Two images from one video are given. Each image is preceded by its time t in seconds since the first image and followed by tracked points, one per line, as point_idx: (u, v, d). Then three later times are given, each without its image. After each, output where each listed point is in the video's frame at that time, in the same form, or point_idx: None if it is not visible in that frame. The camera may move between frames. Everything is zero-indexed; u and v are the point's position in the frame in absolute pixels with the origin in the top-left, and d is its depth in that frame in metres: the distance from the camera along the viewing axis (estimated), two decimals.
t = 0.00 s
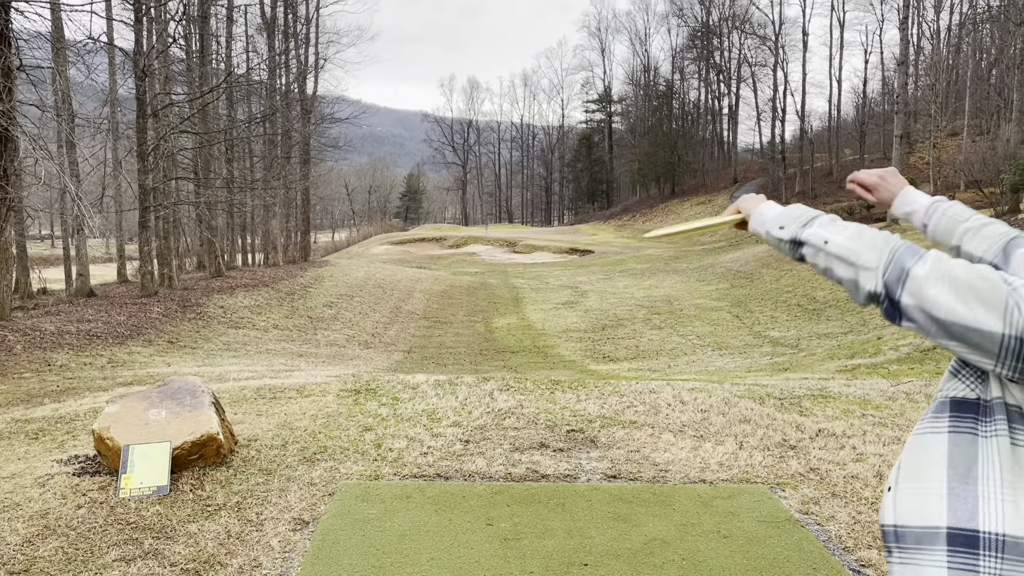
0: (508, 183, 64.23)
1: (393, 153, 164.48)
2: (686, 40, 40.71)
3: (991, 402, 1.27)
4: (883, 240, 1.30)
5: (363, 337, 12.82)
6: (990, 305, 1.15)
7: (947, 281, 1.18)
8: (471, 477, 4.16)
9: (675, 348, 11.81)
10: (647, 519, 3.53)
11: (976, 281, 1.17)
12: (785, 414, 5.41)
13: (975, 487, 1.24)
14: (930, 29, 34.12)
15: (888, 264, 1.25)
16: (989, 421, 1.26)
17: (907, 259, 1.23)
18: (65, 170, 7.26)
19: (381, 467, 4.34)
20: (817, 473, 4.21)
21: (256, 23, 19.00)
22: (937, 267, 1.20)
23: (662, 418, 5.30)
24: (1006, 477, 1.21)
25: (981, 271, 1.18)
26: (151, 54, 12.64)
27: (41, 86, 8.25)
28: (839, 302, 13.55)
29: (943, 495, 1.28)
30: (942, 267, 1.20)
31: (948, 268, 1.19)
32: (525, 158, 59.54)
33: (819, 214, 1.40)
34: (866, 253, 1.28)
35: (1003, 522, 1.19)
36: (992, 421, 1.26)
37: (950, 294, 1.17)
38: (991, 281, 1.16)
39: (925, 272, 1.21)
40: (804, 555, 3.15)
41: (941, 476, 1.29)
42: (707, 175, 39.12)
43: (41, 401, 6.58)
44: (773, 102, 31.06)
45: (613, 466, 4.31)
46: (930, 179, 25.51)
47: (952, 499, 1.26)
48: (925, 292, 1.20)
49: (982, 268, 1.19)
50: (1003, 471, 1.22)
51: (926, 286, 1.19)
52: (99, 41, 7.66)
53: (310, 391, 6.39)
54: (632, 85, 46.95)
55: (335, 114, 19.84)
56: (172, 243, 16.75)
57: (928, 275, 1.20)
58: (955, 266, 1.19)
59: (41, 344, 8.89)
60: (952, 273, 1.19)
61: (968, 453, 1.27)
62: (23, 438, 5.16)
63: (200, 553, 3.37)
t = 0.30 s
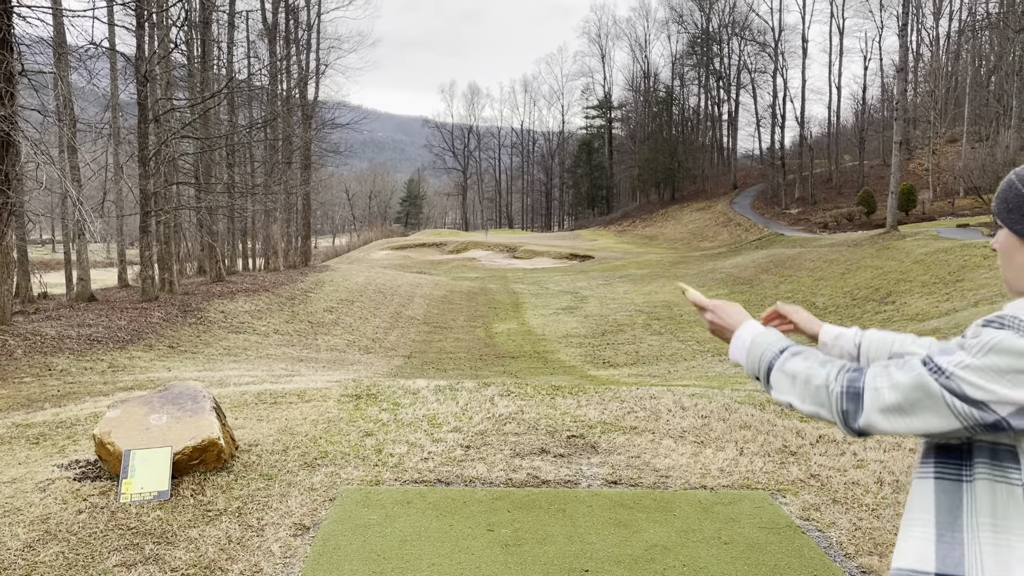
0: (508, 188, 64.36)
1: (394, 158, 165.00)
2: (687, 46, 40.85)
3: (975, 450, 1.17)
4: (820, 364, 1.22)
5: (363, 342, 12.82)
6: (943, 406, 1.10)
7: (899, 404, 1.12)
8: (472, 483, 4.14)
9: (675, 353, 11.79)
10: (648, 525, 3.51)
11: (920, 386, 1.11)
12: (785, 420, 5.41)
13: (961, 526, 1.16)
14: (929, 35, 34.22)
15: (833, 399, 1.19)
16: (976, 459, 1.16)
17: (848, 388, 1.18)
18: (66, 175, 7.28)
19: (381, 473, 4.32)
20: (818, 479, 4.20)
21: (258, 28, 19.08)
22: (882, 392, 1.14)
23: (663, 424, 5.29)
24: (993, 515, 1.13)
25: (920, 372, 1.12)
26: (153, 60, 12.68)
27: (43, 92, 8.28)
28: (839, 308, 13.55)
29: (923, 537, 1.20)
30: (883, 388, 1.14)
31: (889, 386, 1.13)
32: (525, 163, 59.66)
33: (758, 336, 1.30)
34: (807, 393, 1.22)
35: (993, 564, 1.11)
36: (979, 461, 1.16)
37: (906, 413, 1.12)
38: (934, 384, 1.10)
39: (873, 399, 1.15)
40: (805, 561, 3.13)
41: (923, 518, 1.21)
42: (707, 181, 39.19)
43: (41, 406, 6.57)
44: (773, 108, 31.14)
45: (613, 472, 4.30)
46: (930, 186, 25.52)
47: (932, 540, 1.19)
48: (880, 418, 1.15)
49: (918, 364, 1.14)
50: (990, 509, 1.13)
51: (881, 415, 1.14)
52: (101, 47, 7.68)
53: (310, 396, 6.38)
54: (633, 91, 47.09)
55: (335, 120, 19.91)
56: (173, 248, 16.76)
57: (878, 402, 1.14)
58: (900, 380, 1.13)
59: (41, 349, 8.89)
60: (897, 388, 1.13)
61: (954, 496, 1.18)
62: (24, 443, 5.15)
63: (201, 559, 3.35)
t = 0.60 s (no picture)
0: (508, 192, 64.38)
1: (394, 161, 165.24)
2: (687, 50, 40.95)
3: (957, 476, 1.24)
4: (839, 451, 1.37)
5: (363, 345, 12.80)
6: (937, 461, 1.18)
7: (903, 475, 1.22)
8: (472, 486, 4.14)
9: (676, 357, 11.79)
10: (649, 529, 3.51)
11: (911, 451, 1.21)
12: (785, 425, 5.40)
13: (947, 542, 1.27)
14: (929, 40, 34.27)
15: (856, 483, 1.32)
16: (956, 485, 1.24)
17: (863, 469, 1.30)
18: (66, 178, 7.29)
19: (382, 476, 4.32)
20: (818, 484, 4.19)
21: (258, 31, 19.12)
22: (886, 466, 1.25)
23: (664, 428, 5.29)
24: (966, 532, 1.22)
25: (907, 435, 1.22)
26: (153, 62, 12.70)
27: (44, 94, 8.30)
28: (839, 312, 13.54)
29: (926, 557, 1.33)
30: (887, 464, 1.25)
31: (889, 460, 1.24)
32: (525, 167, 59.70)
33: (791, 432, 1.49)
34: (834, 479, 1.37)
35: None
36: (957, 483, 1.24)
37: (915, 482, 1.21)
38: (919, 441, 1.20)
39: (884, 476, 1.26)
40: (806, 566, 3.12)
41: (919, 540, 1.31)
42: (707, 185, 39.23)
43: (40, 408, 6.56)
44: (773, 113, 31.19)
45: (614, 476, 4.29)
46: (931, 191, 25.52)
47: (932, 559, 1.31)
48: (894, 490, 1.24)
49: (902, 428, 1.24)
50: (964, 526, 1.23)
51: (894, 490, 1.24)
52: (102, 49, 7.69)
53: (310, 399, 6.37)
54: (633, 95, 47.14)
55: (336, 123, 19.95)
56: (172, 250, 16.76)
57: (888, 478, 1.25)
58: (896, 448, 1.24)
59: (41, 351, 8.88)
60: (897, 457, 1.23)
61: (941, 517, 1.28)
62: (24, 445, 5.14)
63: (200, 562, 3.34)
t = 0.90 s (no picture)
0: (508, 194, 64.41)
1: (395, 163, 165.37)
2: (687, 53, 41.01)
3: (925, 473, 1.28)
4: (827, 462, 1.43)
5: (362, 347, 12.80)
6: (909, 464, 1.25)
7: (884, 482, 1.28)
8: (472, 488, 4.13)
9: (675, 360, 11.79)
10: (649, 531, 3.50)
11: (886, 457, 1.27)
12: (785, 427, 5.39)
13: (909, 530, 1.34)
14: (929, 42, 34.31)
15: (843, 493, 1.38)
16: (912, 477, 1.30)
17: (847, 479, 1.37)
18: (66, 178, 7.31)
19: (381, 477, 4.32)
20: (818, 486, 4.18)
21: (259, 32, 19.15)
22: (868, 476, 1.32)
23: (664, 430, 5.29)
24: (920, 520, 1.29)
25: (879, 441, 1.29)
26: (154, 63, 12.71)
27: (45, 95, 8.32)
28: (839, 315, 13.56)
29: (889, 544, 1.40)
30: (869, 471, 1.32)
31: (870, 469, 1.31)
32: (524, 169, 59.79)
33: (786, 441, 1.57)
34: (826, 490, 1.43)
35: (921, 562, 1.28)
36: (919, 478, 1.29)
37: (896, 488, 1.28)
38: (890, 446, 1.26)
39: (867, 484, 1.32)
40: (806, 569, 3.12)
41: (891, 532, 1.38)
42: (707, 187, 39.27)
43: (40, 409, 6.56)
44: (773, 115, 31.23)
45: (614, 478, 4.29)
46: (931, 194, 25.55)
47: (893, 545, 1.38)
48: (876, 497, 1.30)
49: (876, 435, 1.31)
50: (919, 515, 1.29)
51: (877, 497, 1.30)
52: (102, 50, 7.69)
53: (310, 400, 6.36)
54: (633, 98, 47.19)
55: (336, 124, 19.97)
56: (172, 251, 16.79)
57: (871, 486, 1.31)
58: (873, 455, 1.31)
59: (40, 351, 8.88)
60: (875, 465, 1.30)
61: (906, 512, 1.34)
62: (23, 446, 5.13)
63: (199, 563, 3.34)
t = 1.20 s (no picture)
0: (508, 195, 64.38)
1: (394, 164, 165.50)
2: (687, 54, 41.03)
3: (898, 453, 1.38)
4: (805, 445, 1.50)
5: (361, 347, 12.79)
6: (881, 442, 1.34)
7: (861, 462, 1.37)
8: (471, 488, 4.13)
9: (674, 361, 11.79)
10: (648, 532, 3.51)
11: (861, 437, 1.36)
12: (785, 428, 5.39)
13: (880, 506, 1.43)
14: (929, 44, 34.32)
15: (822, 473, 1.44)
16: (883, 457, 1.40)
17: (825, 459, 1.43)
18: (66, 178, 7.31)
19: (381, 477, 4.32)
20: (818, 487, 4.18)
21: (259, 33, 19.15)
22: (845, 456, 1.39)
23: (663, 431, 5.29)
24: (892, 496, 1.38)
25: (854, 424, 1.37)
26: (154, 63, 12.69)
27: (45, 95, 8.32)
28: (838, 316, 13.57)
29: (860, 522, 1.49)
30: (844, 451, 1.39)
31: (846, 450, 1.39)
32: (524, 170, 59.78)
33: (763, 423, 1.63)
34: (804, 471, 1.49)
35: (893, 535, 1.37)
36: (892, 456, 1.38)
37: (870, 466, 1.36)
38: (864, 426, 1.35)
39: (844, 465, 1.39)
40: (805, 570, 3.12)
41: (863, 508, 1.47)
42: (707, 189, 39.26)
43: (40, 409, 6.54)
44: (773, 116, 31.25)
45: (614, 479, 4.29)
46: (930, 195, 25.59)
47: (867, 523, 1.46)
48: (853, 476, 1.38)
49: (849, 417, 1.40)
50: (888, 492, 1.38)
51: (855, 476, 1.38)
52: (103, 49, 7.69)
53: (310, 400, 6.36)
54: (633, 99, 47.20)
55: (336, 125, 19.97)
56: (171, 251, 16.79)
57: (849, 466, 1.38)
58: (847, 436, 1.39)
59: (40, 352, 8.87)
60: (851, 445, 1.38)
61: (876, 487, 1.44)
62: (23, 445, 5.13)
63: (199, 562, 3.34)
